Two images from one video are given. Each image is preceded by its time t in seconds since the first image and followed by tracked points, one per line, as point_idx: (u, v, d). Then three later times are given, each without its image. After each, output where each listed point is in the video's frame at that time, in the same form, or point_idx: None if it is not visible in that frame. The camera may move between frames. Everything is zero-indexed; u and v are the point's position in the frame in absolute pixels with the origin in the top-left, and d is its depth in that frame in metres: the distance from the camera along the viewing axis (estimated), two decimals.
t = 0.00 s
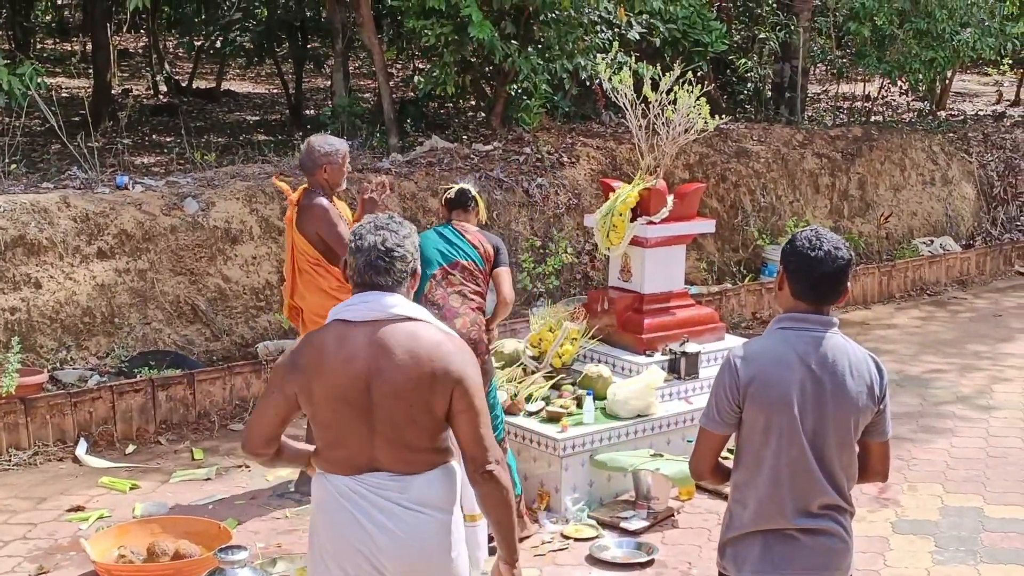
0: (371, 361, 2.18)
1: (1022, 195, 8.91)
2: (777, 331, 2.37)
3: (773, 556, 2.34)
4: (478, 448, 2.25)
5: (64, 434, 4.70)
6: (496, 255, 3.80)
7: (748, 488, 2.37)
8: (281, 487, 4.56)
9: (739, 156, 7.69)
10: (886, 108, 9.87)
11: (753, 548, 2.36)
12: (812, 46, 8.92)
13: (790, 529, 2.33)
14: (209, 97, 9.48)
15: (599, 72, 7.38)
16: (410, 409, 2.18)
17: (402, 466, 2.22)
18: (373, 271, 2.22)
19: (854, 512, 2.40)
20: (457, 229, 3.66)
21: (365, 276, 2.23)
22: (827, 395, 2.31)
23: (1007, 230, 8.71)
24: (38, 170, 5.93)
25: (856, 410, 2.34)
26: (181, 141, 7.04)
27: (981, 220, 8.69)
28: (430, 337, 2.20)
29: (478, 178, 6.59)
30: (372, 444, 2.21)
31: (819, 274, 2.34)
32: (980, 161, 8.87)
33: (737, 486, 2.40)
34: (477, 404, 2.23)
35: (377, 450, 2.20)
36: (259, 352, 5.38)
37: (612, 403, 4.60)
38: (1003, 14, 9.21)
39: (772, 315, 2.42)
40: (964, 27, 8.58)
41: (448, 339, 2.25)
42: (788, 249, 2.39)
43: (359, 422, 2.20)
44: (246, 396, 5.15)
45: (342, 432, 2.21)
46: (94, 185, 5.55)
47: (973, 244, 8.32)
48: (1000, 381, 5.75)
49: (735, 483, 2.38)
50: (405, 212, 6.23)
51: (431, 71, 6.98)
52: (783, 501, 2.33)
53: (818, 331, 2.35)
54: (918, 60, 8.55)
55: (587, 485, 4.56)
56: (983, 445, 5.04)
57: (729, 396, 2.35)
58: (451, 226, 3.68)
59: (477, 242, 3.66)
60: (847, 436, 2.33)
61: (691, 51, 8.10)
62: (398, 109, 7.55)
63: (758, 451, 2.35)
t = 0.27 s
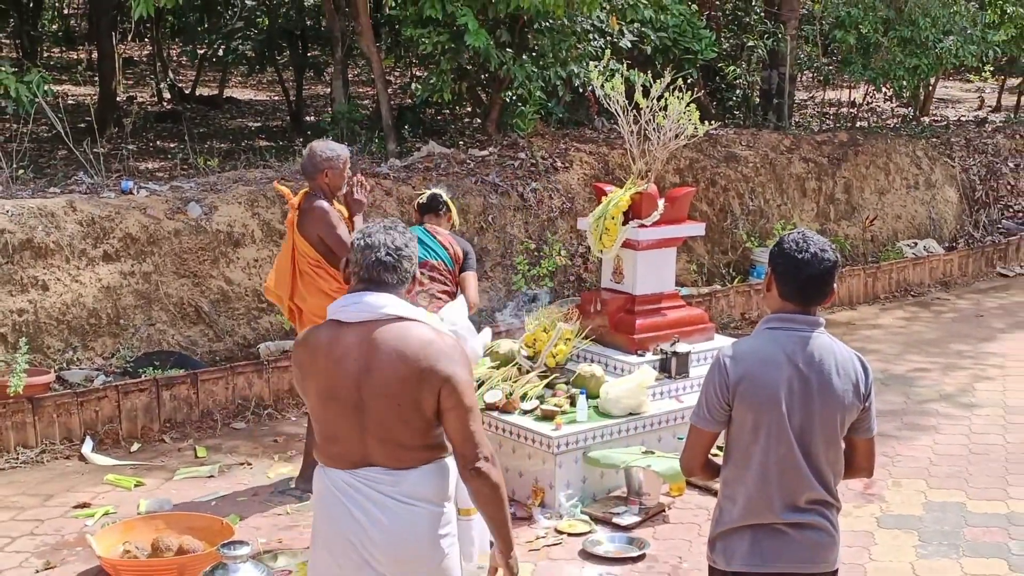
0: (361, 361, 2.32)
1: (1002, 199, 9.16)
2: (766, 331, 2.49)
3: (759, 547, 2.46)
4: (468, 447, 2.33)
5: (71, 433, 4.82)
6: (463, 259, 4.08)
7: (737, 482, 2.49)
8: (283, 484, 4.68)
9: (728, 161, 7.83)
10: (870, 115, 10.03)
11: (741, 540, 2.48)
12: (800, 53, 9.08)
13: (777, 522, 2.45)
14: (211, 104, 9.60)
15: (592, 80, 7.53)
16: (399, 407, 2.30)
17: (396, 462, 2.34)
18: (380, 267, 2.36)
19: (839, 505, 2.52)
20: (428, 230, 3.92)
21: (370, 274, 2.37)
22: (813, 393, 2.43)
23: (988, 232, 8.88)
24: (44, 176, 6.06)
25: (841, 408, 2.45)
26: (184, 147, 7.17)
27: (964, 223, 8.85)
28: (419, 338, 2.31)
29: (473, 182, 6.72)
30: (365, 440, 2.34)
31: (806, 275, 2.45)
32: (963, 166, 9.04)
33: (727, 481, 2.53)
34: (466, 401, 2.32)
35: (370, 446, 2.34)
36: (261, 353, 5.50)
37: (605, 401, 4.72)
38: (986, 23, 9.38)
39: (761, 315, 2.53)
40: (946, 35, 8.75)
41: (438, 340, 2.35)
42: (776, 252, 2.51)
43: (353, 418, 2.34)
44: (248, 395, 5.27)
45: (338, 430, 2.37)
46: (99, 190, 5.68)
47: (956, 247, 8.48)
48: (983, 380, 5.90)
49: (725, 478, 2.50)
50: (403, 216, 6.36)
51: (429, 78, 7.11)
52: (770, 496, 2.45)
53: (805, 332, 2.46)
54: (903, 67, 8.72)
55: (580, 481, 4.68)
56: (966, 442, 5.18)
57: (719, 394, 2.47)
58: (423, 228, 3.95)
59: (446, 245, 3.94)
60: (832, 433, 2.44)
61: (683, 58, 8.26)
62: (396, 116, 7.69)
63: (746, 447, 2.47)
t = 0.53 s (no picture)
0: (378, 358, 2.46)
1: (980, 203, 9.40)
2: (753, 331, 2.60)
3: (748, 540, 2.58)
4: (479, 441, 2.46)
5: (83, 429, 5.00)
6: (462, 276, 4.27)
7: (726, 477, 2.60)
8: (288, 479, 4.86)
9: (717, 167, 8.03)
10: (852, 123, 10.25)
11: (730, 533, 2.60)
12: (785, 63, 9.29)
13: (764, 515, 2.56)
14: (216, 112, 9.79)
15: (585, 89, 7.74)
16: (413, 402, 2.43)
17: (409, 455, 2.47)
18: (406, 268, 2.51)
19: (825, 497, 2.63)
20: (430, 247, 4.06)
21: (394, 276, 2.51)
22: (799, 391, 2.54)
23: (967, 236, 9.10)
24: (57, 182, 6.25)
25: (825, 405, 2.56)
26: (192, 154, 7.36)
27: (943, 227, 9.07)
28: (432, 337, 2.44)
29: (470, 188, 6.91)
30: (380, 433, 2.47)
31: (791, 278, 2.56)
32: (942, 171, 9.27)
33: (716, 476, 2.64)
34: (477, 397, 2.44)
35: (385, 439, 2.47)
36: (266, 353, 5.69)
37: (598, 399, 4.90)
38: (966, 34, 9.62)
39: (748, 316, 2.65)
40: (927, 45, 8.98)
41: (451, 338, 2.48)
42: (762, 255, 2.62)
43: (370, 413, 2.47)
44: (254, 393, 5.46)
45: (355, 424, 2.50)
46: (110, 195, 5.87)
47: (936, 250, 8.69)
48: (962, 378, 6.09)
49: (714, 473, 2.62)
50: (403, 221, 6.55)
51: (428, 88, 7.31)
52: (757, 490, 2.56)
53: (791, 332, 2.57)
54: (885, 76, 8.95)
55: (574, 475, 4.87)
56: (946, 438, 5.37)
57: (708, 393, 2.59)
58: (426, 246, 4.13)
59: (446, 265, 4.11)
60: (817, 430, 2.55)
61: (673, 67, 8.49)
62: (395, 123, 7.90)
63: (735, 444, 2.58)
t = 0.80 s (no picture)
0: (403, 355, 2.59)
1: (954, 210, 9.74)
2: (739, 331, 2.74)
3: (734, 528, 2.71)
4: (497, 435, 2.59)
5: (101, 425, 5.25)
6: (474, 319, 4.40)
7: (713, 469, 2.74)
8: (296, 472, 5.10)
9: (703, 176, 8.32)
10: (831, 135, 10.55)
11: (718, 522, 2.73)
12: (770, 77, 9.61)
13: (750, 505, 2.69)
14: (229, 125, 10.08)
15: (578, 103, 8.05)
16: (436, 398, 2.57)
17: (431, 448, 2.61)
18: (428, 272, 2.66)
19: (807, 488, 2.77)
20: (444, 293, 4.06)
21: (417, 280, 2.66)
22: (783, 387, 2.68)
23: (942, 241, 9.41)
24: (76, 191, 6.54)
25: (808, 400, 2.69)
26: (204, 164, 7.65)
27: (919, 232, 9.38)
28: (456, 336, 2.57)
29: (468, 195, 7.19)
30: (404, 427, 2.60)
31: (774, 281, 2.71)
32: (918, 180, 9.60)
33: (704, 468, 2.78)
34: (498, 394, 2.57)
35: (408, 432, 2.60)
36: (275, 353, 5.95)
37: (591, 395, 5.14)
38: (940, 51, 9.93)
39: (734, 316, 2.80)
40: (904, 61, 9.31)
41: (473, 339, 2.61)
42: (748, 259, 2.78)
43: (394, 408, 2.60)
44: (264, 391, 5.71)
45: (379, 418, 2.63)
46: (127, 203, 6.15)
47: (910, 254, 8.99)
48: (939, 376, 6.36)
49: (702, 465, 2.75)
50: (404, 227, 6.82)
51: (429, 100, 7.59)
52: (743, 481, 2.69)
53: (774, 331, 2.71)
54: (864, 90, 9.28)
55: (568, 468, 5.11)
56: (923, 433, 5.62)
57: (696, 388, 2.73)
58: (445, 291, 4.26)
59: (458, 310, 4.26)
60: (799, 424, 2.69)
61: (663, 81, 8.82)
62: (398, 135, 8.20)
63: (722, 437, 2.72)
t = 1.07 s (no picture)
0: (421, 353, 2.79)
1: (934, 215, 10.06)
2: (728, 329, 2.92)
3: (724, 518, 2.88)
4: (506, 431, 2.81)
5: (119, 421, 5.48)
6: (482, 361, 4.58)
7: (705, 462, 2.91)
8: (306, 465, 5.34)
9: (694, 182, 8.59)
10: (816, 143, 10.82)
11: (708, 513, 2.90)
12: (758, 88, 9.89)
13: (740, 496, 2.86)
14: (239, 134, 10.33)
15: (574, 112, 8.33)
16: (451, 396, 2.77)
17: (443, 442, 2.80)
18: (445, 275, 2.89)
19: (793, 480, 2.94)
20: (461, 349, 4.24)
21: (435, 282, 2.88)
22: (771, 384, 2.84)
23: (922, 244, 9.69)
24: (94, 197, 6.80)
25: (794, 397, 2.86)
26: (217, 171, 7.90)
27: (901, 236, 9.67)
28: (472, 338, 2.79)
29: (469, 200, 7.45)
30: (418, 421, 2.80)
31: (763, 282, 2.89)
32: (899, 186, 9.90)
33: (695, 461, 2.95)
34: (509, 394, 2.78)
35: (423, 427, 2.80)
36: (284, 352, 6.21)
37: (588, 392, 5.37)
38: (918, 64, 10.21)
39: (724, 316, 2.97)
40: (886, 71, 9.62)
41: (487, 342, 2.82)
42: (738, 262, 2.96)
43: (410, 403, 2.79)
44: (274, 389, 5.97)
45: (395, 414, 2.82)
46: (144, 209, 6.41)
47: (892, 257, 9.28)
48: (919, 374, 6.62)
49: (693, 459, 2.92)
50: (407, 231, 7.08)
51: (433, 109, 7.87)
52: (732, 474, 2.86)
53: (762, 331, 2.88)
54: (848, 100, 9.59)
55: (565, 462, 5.34)
56: (904, 428, 5.88)
57: (688, 386, 2.90)
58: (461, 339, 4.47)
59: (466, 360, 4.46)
60: (785, 419, 2.85)
61: (655, 91, 9.11)
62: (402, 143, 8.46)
63: (713, 432, 2.89)
